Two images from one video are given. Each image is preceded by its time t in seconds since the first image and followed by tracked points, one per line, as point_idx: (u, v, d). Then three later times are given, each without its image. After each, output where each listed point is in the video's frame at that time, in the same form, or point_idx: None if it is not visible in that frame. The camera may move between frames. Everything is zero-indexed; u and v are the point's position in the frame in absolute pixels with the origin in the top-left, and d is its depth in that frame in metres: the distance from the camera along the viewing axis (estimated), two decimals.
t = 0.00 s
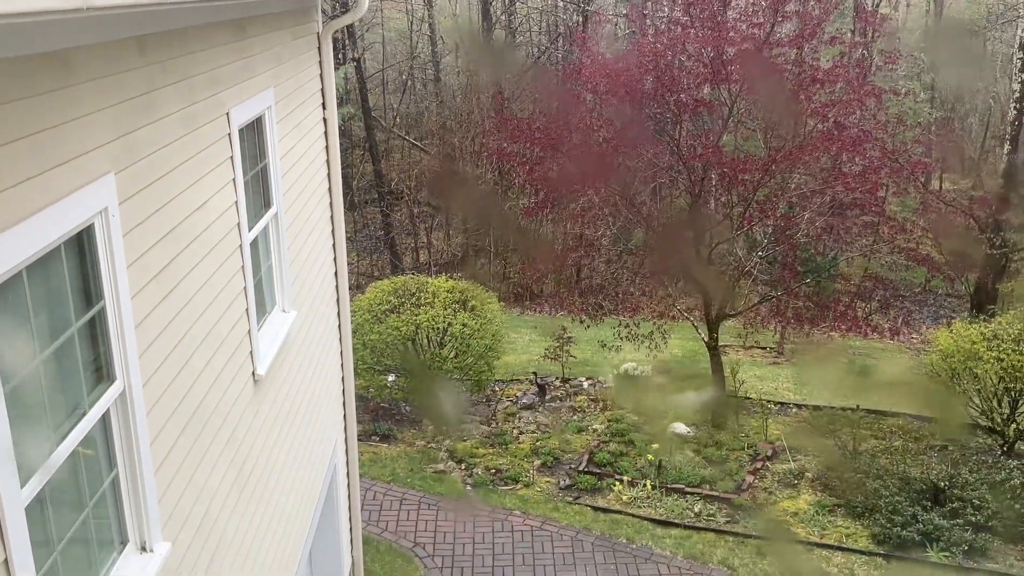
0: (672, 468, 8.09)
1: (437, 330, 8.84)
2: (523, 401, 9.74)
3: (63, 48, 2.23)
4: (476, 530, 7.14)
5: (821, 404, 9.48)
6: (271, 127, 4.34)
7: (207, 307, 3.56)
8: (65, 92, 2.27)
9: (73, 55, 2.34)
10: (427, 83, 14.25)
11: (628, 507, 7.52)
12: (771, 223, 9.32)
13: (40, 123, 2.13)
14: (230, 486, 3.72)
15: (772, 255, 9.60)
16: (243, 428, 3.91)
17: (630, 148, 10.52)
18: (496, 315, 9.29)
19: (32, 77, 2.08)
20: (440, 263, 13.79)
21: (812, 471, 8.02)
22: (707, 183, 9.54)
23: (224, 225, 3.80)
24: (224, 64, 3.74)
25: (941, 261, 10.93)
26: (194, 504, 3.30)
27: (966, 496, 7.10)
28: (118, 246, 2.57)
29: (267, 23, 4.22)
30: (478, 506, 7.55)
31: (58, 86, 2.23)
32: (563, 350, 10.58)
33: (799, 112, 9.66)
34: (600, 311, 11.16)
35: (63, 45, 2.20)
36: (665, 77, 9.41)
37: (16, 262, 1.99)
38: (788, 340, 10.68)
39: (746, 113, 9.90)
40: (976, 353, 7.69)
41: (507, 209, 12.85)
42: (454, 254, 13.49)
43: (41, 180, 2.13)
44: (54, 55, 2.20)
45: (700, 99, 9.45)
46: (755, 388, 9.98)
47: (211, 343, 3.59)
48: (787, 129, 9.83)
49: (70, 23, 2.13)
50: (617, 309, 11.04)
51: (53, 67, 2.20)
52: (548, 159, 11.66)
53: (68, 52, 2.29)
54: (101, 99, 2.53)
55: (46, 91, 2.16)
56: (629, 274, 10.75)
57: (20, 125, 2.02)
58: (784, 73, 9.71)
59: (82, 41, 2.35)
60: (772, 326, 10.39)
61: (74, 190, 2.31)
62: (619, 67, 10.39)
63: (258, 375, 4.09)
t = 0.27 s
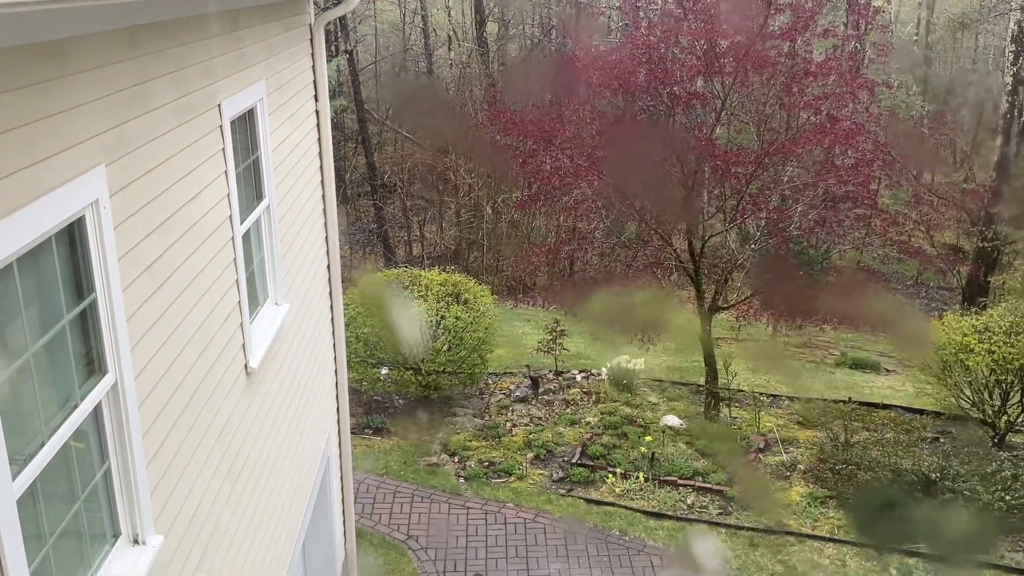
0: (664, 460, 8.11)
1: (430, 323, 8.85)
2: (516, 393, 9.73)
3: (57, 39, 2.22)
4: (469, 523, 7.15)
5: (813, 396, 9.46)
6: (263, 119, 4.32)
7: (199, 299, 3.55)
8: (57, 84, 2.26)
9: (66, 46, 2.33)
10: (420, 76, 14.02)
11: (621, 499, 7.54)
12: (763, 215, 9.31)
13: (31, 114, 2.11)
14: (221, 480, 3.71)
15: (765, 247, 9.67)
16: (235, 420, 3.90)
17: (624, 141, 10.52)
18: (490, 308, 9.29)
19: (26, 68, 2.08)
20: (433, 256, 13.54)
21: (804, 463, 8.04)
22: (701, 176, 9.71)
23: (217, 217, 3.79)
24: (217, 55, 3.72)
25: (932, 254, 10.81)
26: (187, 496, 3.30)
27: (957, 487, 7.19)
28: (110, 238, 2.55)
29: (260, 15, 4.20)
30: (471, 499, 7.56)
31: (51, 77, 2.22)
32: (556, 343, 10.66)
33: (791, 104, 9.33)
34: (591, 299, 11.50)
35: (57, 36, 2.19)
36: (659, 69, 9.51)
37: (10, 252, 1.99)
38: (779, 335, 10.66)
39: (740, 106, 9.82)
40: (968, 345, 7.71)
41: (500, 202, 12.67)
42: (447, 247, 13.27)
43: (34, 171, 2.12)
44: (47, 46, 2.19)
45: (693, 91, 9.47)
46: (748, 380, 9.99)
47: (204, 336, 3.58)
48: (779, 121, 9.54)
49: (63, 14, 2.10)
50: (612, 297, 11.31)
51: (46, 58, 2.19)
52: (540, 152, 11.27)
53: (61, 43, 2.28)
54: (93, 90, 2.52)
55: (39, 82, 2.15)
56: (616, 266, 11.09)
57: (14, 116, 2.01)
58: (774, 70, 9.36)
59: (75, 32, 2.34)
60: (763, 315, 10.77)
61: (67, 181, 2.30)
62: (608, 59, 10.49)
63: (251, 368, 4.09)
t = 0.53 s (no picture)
0: (657, 454, 8.13)
1: (423, 317, 8.87)
2: (510, 387, 9.74)
3: (46, 32, 2.21)
4: (463, 517, 7.16)
5: (806, 390, 9.43)
6: (255, 112, 4.31)
7: (192, 293, 3.54)
8: (46, 77, 2.25)
9: (54, 39, 2.31)
10: (414, 71, 13.90)
11: (615, 493, 7.57)
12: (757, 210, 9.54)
13: (21, 107, 2.10)
14: (214, 473, 3.70)
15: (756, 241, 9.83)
16: (228, 414, 3.89)
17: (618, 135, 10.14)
18: (483, 302, 9.28)
19: (15, 61, 2.07)
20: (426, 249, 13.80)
21: (796, 457, 8.07)
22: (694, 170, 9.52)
23: (209, 211, 3.78)
24: (208, 48, 3.71)
25: (924, 249, 10.70)
26: (180, 490, 3.29)
27: (949, 480, 7.27)
28: (100, 231, 2.54)
29: (251, 8, 4.19)
30: (464, 493, 7.57)
31: (40, 70, 2.21)
32: (548, 338, 10.71)
33: (784, 98, 9.63)
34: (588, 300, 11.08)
35: (46, 29, 2.18)
36: (651, 63, 9.45)
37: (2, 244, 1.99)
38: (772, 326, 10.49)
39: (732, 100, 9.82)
40: (959, 339, 7.77)
41: (493, 197, 12.53)
42: (441, 241, 13.42)
43: (24, 163, 2.11)
44: (37, 39, 2.18)
45: (686, 85, 9.51)
46: (740, 374, 10.01)
47: (195, 330, 3.56)
48: (772, 115, 9.71)
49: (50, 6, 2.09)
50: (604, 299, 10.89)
51: (35, 50, 2.18)
52: (534, 148, 11.47)
53: (51, 35, 2.26)
54: (84, 83, 2.50)
55: (28, 75, 2.14)
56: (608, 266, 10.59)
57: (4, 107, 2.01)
58: (766, 64, 9.54)
59: (65, 26, 2.32)
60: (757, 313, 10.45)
61: (57, 173, 2.29)
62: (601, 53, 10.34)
63: (243, 362, 4.07)
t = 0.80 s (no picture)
0: (650, 447, 8.15)
1: (416, 311, 8.82)
2: (503, 380, 9.76)
3: (36, 23, 2.19)
4: (456, 509, 7.19)
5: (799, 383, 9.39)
6: (246, 104, 4.29)
7: (184, 286, 3.53)
8: (37, 67, 2.23)
9: (44, 29, 2.29)
10: (407, 63, 14.22)
11: (608, 486, 7.59)
12: (749, 203, 9.64)
13: (11, 97, 2.08)
14: (207, 466, 3.68)
15: (749, 235, 9.89)
16: (221, 407, 3.88)
17: (611, 128, 10.18)
18: (477, 296, 9.26)
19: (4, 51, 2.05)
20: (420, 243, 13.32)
21: (789, 449, 8.10)
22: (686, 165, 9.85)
23: (201, 204, 3.76)
24: (199, 39, 3.69)
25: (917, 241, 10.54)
26: (172, 482, 3.28)
27: (940, 472, 7.23)
28: (91, 223, 2.51)
29: None
30: (458, 486, 7.59)
31: (31, 61, 2.19)
32: (542, 331, 10.61)
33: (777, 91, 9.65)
34: (580, 291, 11.45)
35: (38, 20, 2.16)
36: (645, 56, 9.64)
37: None
38: (766, 318, 10.43)
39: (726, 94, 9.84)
40: (951, 333, 7.79)
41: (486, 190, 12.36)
42: (435, 233, 13.01)
43: (14, 154, 2.09)
44: (26, 30, 2.16)
45: (679, 78, 9.68)
46: (733, 367, 10.02)
47: (187, 323, 3.54)
48: (765, 107, 9.76)
49: None
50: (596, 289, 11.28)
51: (24, 41, 2.16)
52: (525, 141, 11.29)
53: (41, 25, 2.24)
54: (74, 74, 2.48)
55: (18, 66, 2.12)
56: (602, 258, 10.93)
57: None
58: (759, 57, 9.56)
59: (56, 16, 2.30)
60: (750, 304, 10.65)
61: (48, 164, 2.27)
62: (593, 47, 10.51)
63: (235, 355, 4.06)
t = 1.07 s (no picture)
0: (644, 441, 8.15)
1: (411, 306, 8.86)
2: (498, 375, 9.74)
3: (31, 16, 2.17)
4: (451, 505, 7.19)
5: (790, 376, 9.57)
6: (240, 99, 4.28)
7: (178, 280, 3.52)
8: (32, 61, 2.22)
9: (38, 23, 2.27)
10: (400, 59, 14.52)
11: (603, 481, 7.60)
12: (744, 198, 9.46)
13: (7, 90, 2.07)
14: (201, 462, 3.67)
15: (744, 230, 9.60)
16: (214, 402, 3.87)
17: (605, 122, 10.10)
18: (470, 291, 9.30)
19: None
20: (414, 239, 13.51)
21: (783, 443, 8.12)
22: (682, 157, 9.54)
23: (194, 198, 3.75)
24: (192, 33, 3.68)
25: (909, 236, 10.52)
26: (166, 477, 3.27)
27: (932, 467, 7.20)
28: (85, 218, 2.50)
29: None
30: (452, 481, 7.59)
31: (25, 55, 2.18)
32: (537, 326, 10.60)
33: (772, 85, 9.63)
34: (575, 286, 10.78)
35: (33, 13, 2.15)
36: (638, 51, 9.61)
37: None
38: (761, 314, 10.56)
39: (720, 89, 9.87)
40: (944, 327, 7.83)
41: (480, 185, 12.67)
42: (428, 229, 13.27)
43: (9, 148, 2.08)
44: (21, 23, 2.14)
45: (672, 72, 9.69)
46: (728, 362, 10.03)
47: (181, 318, 3.53)
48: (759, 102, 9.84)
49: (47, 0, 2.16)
50: (592, 284, 10.64)
51: (20, 35, 2.15)
52: (523, 133, 11.64)
53: (35, 19, 2.22)
54: (68, 68, 2.47)
55: (13, 59, 2.11)
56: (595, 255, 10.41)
57: None
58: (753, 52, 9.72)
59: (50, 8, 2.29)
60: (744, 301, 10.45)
61: (43, 158, 2.26)
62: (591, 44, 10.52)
63: (229, 350, 4.05)
